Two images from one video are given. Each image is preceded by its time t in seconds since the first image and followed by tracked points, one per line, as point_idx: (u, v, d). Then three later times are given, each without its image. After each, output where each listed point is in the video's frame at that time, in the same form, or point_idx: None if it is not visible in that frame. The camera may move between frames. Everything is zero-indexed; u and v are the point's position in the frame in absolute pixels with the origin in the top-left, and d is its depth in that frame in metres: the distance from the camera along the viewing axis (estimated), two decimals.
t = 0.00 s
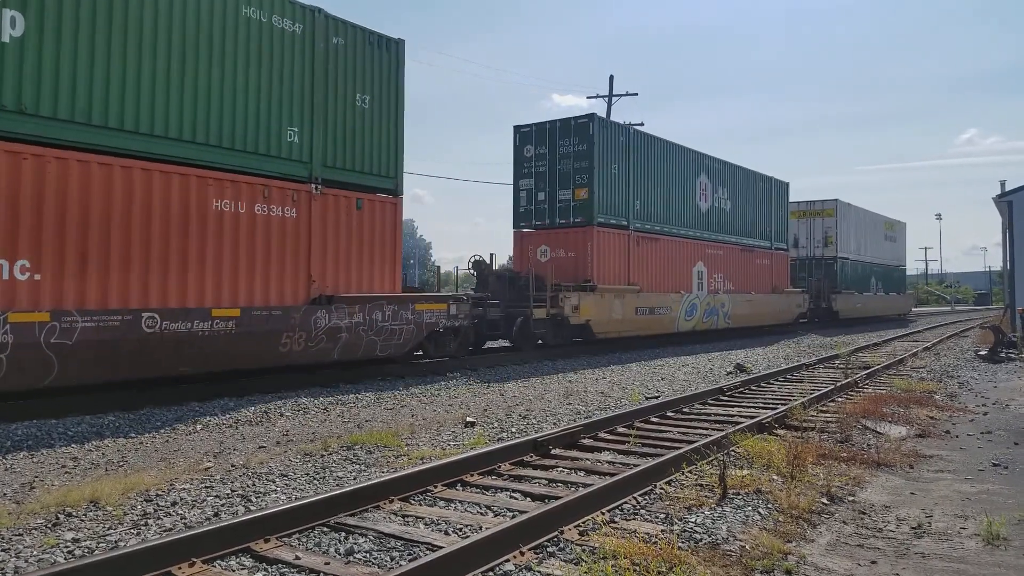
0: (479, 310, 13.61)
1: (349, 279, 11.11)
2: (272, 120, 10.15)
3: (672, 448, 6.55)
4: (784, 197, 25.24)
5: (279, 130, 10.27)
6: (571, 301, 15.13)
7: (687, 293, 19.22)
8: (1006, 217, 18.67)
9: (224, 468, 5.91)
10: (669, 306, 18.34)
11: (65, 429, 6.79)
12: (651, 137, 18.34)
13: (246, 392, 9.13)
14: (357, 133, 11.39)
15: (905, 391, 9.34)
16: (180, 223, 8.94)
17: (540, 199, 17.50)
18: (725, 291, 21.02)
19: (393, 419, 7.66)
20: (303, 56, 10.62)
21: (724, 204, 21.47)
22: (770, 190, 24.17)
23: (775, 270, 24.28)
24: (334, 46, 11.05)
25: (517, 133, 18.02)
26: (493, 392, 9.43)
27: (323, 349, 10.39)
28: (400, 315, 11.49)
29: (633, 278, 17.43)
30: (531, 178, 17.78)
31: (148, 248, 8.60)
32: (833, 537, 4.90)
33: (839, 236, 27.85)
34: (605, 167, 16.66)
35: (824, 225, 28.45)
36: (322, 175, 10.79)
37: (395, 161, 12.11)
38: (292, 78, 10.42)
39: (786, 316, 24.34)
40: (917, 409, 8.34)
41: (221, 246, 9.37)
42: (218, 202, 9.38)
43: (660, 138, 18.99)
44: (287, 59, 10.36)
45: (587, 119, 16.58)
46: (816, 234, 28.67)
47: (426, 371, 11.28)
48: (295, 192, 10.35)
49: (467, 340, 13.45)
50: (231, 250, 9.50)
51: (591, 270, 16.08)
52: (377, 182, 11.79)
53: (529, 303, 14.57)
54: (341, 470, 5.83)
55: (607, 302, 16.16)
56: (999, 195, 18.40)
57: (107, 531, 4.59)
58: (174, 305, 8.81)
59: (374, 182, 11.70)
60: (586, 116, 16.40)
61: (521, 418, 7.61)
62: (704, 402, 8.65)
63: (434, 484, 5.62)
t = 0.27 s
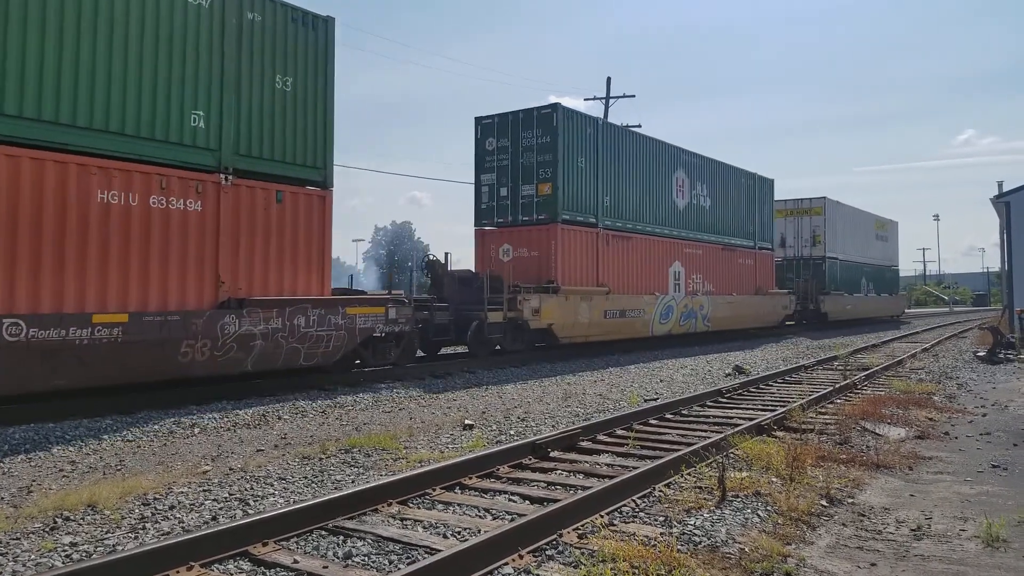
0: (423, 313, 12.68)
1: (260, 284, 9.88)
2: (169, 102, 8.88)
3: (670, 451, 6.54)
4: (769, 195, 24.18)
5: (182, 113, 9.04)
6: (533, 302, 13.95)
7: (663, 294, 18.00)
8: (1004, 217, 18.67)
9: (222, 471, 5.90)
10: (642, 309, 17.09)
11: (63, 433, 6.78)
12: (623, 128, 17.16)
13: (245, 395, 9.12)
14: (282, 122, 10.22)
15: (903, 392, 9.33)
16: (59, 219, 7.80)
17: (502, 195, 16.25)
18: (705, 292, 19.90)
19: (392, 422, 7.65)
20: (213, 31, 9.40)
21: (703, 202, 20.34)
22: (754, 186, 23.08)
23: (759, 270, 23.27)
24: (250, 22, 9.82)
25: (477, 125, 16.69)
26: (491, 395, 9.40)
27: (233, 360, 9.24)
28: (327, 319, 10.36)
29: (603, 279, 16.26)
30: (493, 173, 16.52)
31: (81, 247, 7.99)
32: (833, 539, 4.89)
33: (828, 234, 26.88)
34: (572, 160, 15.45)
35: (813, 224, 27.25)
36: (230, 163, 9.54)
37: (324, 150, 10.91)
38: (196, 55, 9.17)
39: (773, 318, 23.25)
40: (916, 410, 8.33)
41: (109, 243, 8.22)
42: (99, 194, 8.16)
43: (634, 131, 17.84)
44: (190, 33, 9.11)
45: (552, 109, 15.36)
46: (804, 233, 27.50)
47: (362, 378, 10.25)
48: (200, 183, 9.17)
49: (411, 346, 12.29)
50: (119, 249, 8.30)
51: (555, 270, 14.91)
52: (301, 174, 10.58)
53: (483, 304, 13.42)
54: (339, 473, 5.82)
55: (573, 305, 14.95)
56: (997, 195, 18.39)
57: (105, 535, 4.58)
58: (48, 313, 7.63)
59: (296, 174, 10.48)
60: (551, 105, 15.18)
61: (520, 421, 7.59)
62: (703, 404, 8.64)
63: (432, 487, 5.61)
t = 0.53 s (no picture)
0: (359, 317, 11.89)
1: (163, 284, 8.93)
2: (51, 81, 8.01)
3: (672, 451, 6.54)
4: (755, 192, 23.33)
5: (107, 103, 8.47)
6: (488, 304, 13.12)
7: (638, 294, 17.15)
8: (1006, 216, 18.57)
9: (225, 472, 5.91)
10: (614, 309, 16.25)
11: (67, 435, 6.81)
12: (592, 118, 16.33)
13: (248, 397, 9.13)
14: (191, 109, 9.31)
15: (906, 391, 9.30)
16: None
17: (463, 188, 15.43)
18: (685, 292, 19.01)
19: (394, 423, 7.66)
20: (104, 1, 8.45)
21: (681, 198, 19.44)
22: (736, 182, 22.25)
23: (744, 270, 22.36)
24: None
25: (437, 114, 15.91)
26: (493, 395, 9.40)
27: (127, 370, 8.28)
28: (242, 323, 9.43)
29: (571, 278, 15.38)
30: (452, 165, 15.70)
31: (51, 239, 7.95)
32: (836, 539, 4.88)
33: (819, 232, 26.28)
34: (534, 150, 14.63)
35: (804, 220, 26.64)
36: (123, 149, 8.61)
37: (241, 135, 9.96)
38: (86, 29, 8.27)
39: (758, 320, 22.34)
40: (919, 410, 8.31)
41: None
42: None
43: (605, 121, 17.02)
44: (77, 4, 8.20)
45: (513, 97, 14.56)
46: (794, 230, 26.85)
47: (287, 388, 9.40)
48: (86, 171, 8.27)
49: (350, 352, 11.46)
50: None
51: (515, 269, 14.13)
52: (214, 162, 9.63)
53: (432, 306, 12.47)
54: (342, 474, 5.84)
55: (534, 306, 14.11)
56: (999, 194, 18.29)
57: (108, 536, 4.59)
58: None
59: (209, 162, 9.55)
60: (511, 93, 14.38)
61: (522, 421, 7.59)
62: (705, 404, 8.63)
63: (435, 487, 5.62)
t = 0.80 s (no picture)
0: (285, 319, 10.47)
1: (43, 283, 7.77)
2: None
3: (675, 453, 6.53)
4: (740, 188, 22.30)
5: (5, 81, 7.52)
6: (439, 305, 12.02)
7: (612, 295, 16.12)
8: (1009, 218, 18.50)
9: (226, 473, 5.91)
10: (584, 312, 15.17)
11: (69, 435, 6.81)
12: (560, 107, 15.26)
13: (249, 397, 9.12)
14: (81, 87, 8.09)
15: (909, 394, 9.28)
16: None
17: (418, 181, 14.32)
18: (663, 292, 17.97)
19: (396, 424, 7.64)
20: None
21: (659, 193, 18.34)
22: (719, 177, 21.26)
23: (727, 270, 21.35)
24: None
25: (392, 102, 14.75)
26: (494, 396, 9.39)
27: None
28: (136, 327, 8.20)
29: (536, 278, 14.31)
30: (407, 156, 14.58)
31: None
32: (838, 542, 4.87)
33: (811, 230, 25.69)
34: (495, 141, 13.57)
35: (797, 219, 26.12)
36: None
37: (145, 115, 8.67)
38: None
39: (742, 323, 21.39)
40: (922, 412, 8.29)
41: None
42: None
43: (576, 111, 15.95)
44: None
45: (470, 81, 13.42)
46: (786, 229, 26.30)
47: (198, 398, 8.43)
48: None
49: (275, 358, 10.31)
50: None
51: (471, 268, 13.08)
52: (108, 146, 8.34)
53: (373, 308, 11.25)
54: (343, 475, 5.83)
55: (492, 308, 13.05)
56: (1003, 196, 18.19)
57: (110, 537, 4.59)
58: None
59: (103, 146, 8.27)
60: (469, 78, 13.27)
61: (524, 422, 7.58)
62: (707, 406, 8.63)
63: (436, 488, 5.61)
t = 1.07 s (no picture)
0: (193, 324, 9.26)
1: None
2: None
3: (675, 455, 6.53)
4: (723, 187, 21.32)
5: None
6: (380, 308, 10.97)
7: (580, 298, 15.06)
8: (1010, 221, 18.50)
9: (227, 475, 5.91)
10: (547, 317, 14.08)
11: (69, 437, 6.82)
12: (521, 96, 14.24)
13: (249, 399, 9.10)
14: None
15: (910, 397, 9.28)
16: None
17: (365, 174, 13.22)
18: (639, 295, 16.89)
19: (396, 427, 7.64)
20: None
21: (636, 191, 17.28)
22: (700, 173, 20.21)
23: (709, 272, 20.32)
24: None
25: (339, 89, 13.64)
26: (495, 399, 9.38)
27: None
28: None
29: (494, 279, 13.25)
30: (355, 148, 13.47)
31: None
32: (839, 545, 4.86)
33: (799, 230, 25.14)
34: (446, 130, 12.51)
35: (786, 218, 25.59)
36: None
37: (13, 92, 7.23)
38: None
39: (726, 327, 20.40)
40: (923, 415, 8.29)
41: None
42: None
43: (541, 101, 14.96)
44: None
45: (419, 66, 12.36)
46: (774, 229, 25.78)
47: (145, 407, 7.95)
48: None
49: (183, 369, 9.16)
50: None
51: (419, 267, 12.03)
52: None
53: (301, 311, 10.18)
54: (344, 478, 5.82)
55: (441, 312, 12.00)
56: (1003, 198, 18.20)
57: (110, 539, 4.58)
58: None
59: None
60: (417, 62, 12.25)
61: (525, 425, 7.58)
62: (708, 408, 8.63)
63: (437, 491, 5.60)
